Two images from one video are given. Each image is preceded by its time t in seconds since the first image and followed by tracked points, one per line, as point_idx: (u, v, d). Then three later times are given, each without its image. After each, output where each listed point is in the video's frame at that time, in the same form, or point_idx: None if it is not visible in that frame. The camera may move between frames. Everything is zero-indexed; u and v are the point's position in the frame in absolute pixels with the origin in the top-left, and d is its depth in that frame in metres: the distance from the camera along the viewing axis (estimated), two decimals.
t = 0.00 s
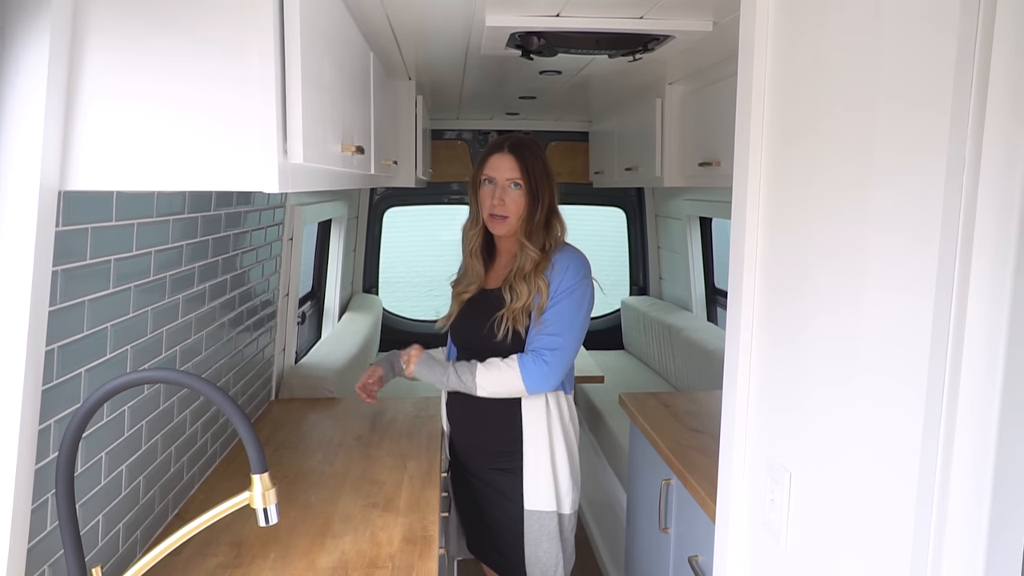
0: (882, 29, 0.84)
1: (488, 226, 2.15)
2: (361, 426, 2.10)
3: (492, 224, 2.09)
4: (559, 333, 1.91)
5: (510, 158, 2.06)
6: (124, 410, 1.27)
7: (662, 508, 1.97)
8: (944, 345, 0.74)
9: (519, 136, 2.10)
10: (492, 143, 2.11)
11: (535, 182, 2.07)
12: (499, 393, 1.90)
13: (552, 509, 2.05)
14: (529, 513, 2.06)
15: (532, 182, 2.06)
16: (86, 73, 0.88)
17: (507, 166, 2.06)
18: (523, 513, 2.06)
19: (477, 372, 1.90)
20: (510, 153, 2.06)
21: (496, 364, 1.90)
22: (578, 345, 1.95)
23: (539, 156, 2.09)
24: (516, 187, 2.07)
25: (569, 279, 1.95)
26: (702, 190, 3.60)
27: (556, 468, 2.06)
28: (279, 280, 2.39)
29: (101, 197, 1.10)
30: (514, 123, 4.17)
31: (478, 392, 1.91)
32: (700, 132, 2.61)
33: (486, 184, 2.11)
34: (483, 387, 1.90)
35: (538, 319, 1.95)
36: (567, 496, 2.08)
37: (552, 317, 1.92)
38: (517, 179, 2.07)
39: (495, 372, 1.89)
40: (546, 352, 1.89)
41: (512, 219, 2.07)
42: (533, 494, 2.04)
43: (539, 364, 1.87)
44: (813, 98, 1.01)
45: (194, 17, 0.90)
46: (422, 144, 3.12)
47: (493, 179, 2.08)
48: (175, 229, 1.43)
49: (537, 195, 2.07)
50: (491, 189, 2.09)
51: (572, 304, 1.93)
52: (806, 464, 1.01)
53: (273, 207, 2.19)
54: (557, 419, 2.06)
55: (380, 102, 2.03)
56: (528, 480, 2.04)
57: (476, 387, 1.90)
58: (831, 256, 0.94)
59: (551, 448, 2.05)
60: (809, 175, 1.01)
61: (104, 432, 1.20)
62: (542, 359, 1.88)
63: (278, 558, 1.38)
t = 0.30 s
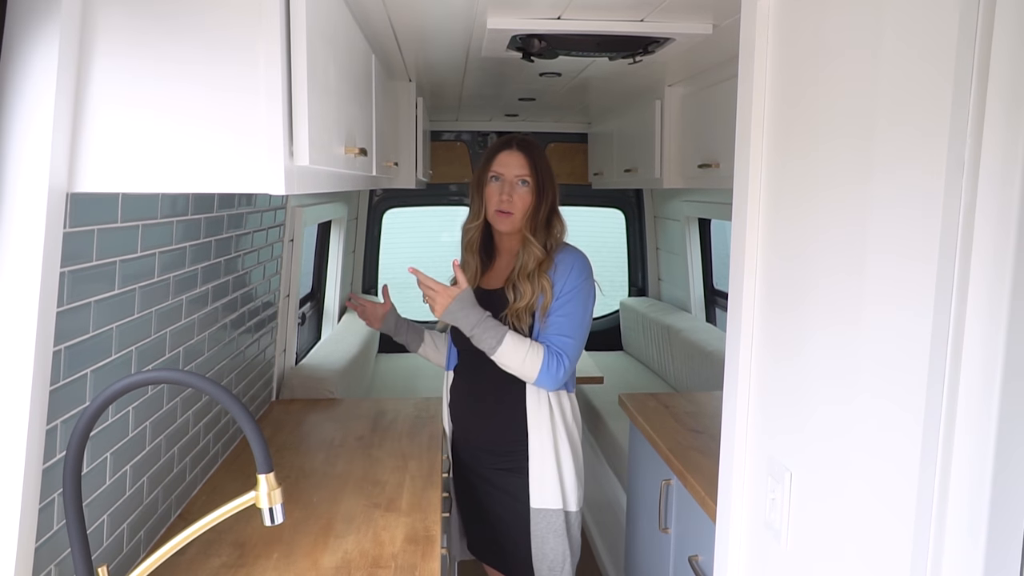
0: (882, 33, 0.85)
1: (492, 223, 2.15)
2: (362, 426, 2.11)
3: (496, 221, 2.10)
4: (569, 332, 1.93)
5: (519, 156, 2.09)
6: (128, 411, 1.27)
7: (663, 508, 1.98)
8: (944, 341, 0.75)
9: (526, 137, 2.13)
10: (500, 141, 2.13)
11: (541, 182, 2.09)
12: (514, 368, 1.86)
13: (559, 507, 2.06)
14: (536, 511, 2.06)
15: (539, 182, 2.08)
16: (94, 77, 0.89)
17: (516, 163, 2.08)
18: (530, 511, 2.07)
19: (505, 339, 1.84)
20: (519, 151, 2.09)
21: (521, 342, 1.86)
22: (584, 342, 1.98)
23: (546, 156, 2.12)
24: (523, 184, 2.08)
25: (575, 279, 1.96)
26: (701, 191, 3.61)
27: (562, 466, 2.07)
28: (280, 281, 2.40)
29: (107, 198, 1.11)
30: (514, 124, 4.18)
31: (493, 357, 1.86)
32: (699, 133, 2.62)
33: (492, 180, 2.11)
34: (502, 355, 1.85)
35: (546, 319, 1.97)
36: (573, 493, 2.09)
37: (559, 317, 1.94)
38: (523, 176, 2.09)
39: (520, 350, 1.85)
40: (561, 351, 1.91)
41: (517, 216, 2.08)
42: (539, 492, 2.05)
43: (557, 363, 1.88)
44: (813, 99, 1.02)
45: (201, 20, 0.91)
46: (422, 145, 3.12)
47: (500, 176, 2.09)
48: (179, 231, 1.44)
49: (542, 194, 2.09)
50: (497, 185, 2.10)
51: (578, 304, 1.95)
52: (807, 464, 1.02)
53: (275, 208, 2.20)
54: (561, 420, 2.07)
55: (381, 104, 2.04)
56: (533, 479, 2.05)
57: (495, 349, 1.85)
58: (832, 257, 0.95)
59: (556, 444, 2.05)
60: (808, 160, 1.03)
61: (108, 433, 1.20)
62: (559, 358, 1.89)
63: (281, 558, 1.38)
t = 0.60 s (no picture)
0: (882, 35, 0.85)
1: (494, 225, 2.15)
2: (362, 427, 2.11)
3: (499, 222, 2.10)
4: (574, 335, 1.95)
5: (518, 156, 2.10)
6: (129, 412, 1.27)
7: (662, 508, 1.98)
8: (944, 343, 0.76)
9: (525, 138, 2.15)
10: (498, 142, 2.14)
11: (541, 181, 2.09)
12: (520, 382, 1.89)
13: (562, 508, 2.07)
14: (539, 512, 2.08)
15: (540, 181, 2.10)
16: (97, 79, 0.89)
17: (515, 163, 2.09)
18: (533, 511, 2.08)
19: (504, 356, 1.86)
20: (519, 152, 2.10)
21: (522, 356, 1.89)
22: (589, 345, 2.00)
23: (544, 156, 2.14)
24: (524, 184, 2.09)
25: (581, 281, 1.98)
26: (699, 192, 3.62)
27: (565, 467, 2.08)
28: (280, 282, 2.40)
29: (109, 200, 1.11)
30: (512, 124, 4.18)
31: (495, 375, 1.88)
32: (698, 134, 2.63)
33: (492, 182, 2.12)
34: (505, 373, 1.87)
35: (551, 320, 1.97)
36: (576, 494, 2.10)
37: (565, 320, 1.95)
38: (524, 176, 2.09)
39: (520, 365, 1.87)
40: (565, 354, 1.92)
41: (519, 216, 2.08)
42: (543, 493, 2.07)
43: (560, 365, 1.90)
44: (814, 100, 1.02)
45: (204, 21, 0.91)
46: (421, 146, 3.13)
47: (500, 176, 2.10)
48: (179, 232, 1.44)
49: (544, 195, 2.10)
50: (498, 186, 2.10)
51: (583, 306, 1.97)
52: (807, 464, 1.02)
53: (275, 209, 2.20)
54: (566, 422, 2.08)
55: (381, 105, 2.04)
56: (537, 480, 2.06)
57: (497, 368, 1.87)
58: (833, 258, 0.96)
59: (560, 445, 2.07)
60: (809, 165, 1.03)
61: (110, 434, 1.20)
62: (563, 361, 1.91)
63: (282, 558, 1.39)
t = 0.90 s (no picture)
0: (880, 43, 0.85)
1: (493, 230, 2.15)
2: (362, 432, 2.11)
3: (499, 227, 2.10)
4: (577, 341, 1.96)
5: (518, 161, 2.10)
6: (129, 418, 1.27)
7: (663, 514, 1.98)
8: (944, 353, 0.75)
9: (525, 143, 2.15)
10: (498, 147, 2.14)
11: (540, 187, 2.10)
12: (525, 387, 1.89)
13: (563, 512, 2.07)
14: (540, 517, 2.08)
15: (540, 187, 2.10)
16: (97, 88, 0.89)
17: (516, 168, 2.09)
18: (534, 516, 2.08)
19: (508, 362, 1.86)
20: (519, 157, 2.10)
21: (526, 361, 1.89)
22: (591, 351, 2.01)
23: (544, 162, 2.14)
24: (524, 190, 2.09)
25: (582, 288, 1.99)
26: (700, 196, 3.62)
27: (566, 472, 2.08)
28: (280, 286, 2.40)
29: (108, 207, 1.11)
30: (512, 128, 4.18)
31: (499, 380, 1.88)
32: (698, 139, 2.63)
33: (492, 187, 2.12)
34: (509, 378, 1.87)
35: (554, 327, 1.98)
36: (576, 498, 2.10)
37: (568, 327, 1.96)
38: (524, 181, 2.10)
39: (525, 369, 1.88)
40: (569, 361, 1.93)
41: (519, 221, 2.08)
42: (544, 497, 2.07)
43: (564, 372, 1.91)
44: (813, 108, 1.02)
45: (203, 28, 0.92)
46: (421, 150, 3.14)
47: (501, 181, 2.10)
48: (180, 237, 1.44)
49: (544, 200, 2.10)
50: (498, 191, 2.10)
51: (584, 313, 1.98)
52: (806, 469, 1.02)
53: (275, 214, 2.20)
54: (567, 427, 2.08)
55: (380, 111, 2.04)
56: (538, 485, 2.06)
57: (502, 373, 1.87)
58: (831, 264, 0.96)
59: (561, 449, 2.07)
60: (809, 173, 1.03)
61: (109, 441, 1.20)
62: (567, 368, 1.92)
63: (282, 565, 1.38)
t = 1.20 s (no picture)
0: (871, 55, 0.85)
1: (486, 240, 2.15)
2: (358, 440, 2.11)
3: (492, 238, 2.10)
4: (572, 350, 1.95)
5: (506, 171, 2.08)
6: (122, 429, 1.27)
7: (660, 522, 1.97)
8: (937, 366, 0.75)
9: (515, 150, 2.12)
10: (487, 158, 2.13)
11: (530, 195, 2.08)
12: (522, 401, 1.90)
13: (562, 521, 2.06)
14: (539, 526, 2.06)
15: (529, 196, 2.08)
16: (88, 101, 0.89)
17: (504, 178, 2.07)
18: (533, 525, 2.07)
19: (503, 379, 1.88)
20: (507, 165, 2.08)
21: (520, 375, 1.90)
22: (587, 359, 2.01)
23: (535, 169, 2.11)
24: (513, 200, 2.08)
25: (578, 295, 1.99)
26: (697, 203, 3.62)
27: (564, 481, 2.07)
28: (276, 294, 2.40)
29: (101, 218, 1.11)
30: (510, 135, 4.18)
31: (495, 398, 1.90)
32: (695, 146, 2.63)
33: (482, 198, 2.11)
34: (505, 395, 1.88)
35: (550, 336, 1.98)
36: (574, 507, 2.09)
37: (564, 336, 1.96)
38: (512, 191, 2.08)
39: (520, 384, 1.89)
40: (564, 370, 1.93)
41: (510, 231, 2.08)
42: (542, 507, 2.06)
43: (559, 382, 1.91)
44: (806, 119, 1.02)
45: (196, 41, 0.92)
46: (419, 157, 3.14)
47: (490, 192, 2.09)
48: (174, 247, 1.44)
49: (534, 209, 2.08)
50: (487, 202, 2.09)
51: (581, 321, 1.98)
52: (801, 483, 1.02)
53: (271, 222, 2.20)
54: (563, 435, 2.07)
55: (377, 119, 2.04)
56: (536, 494, 2.05)
57: (497, 391, 1.88)
58: (825, 276, 0.95)
59: (558, 458, 2.05)
60: (803, 185, 1.03)
61: (102, 452, 1.20)
62: (562, 378, 1.92)
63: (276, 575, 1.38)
